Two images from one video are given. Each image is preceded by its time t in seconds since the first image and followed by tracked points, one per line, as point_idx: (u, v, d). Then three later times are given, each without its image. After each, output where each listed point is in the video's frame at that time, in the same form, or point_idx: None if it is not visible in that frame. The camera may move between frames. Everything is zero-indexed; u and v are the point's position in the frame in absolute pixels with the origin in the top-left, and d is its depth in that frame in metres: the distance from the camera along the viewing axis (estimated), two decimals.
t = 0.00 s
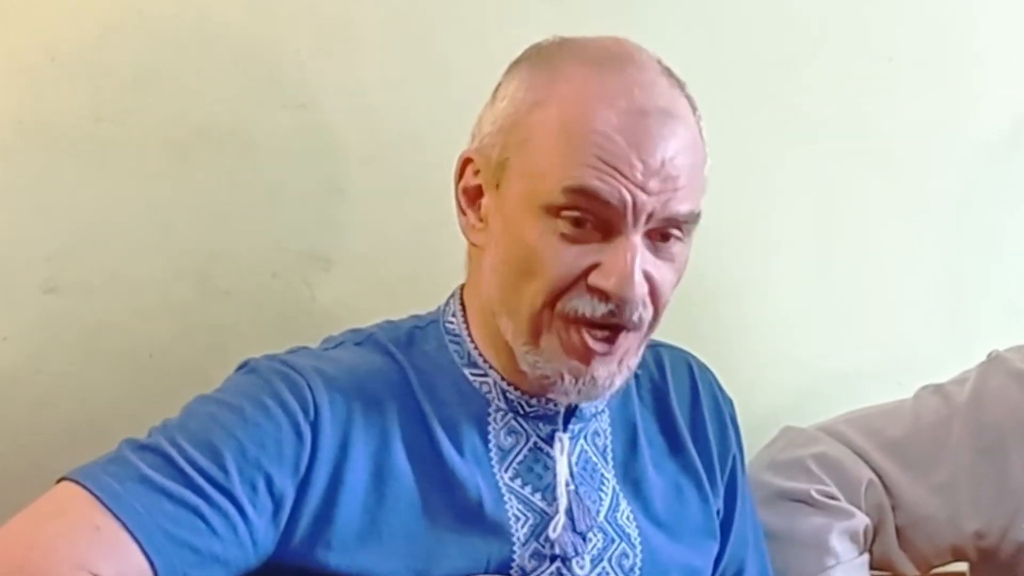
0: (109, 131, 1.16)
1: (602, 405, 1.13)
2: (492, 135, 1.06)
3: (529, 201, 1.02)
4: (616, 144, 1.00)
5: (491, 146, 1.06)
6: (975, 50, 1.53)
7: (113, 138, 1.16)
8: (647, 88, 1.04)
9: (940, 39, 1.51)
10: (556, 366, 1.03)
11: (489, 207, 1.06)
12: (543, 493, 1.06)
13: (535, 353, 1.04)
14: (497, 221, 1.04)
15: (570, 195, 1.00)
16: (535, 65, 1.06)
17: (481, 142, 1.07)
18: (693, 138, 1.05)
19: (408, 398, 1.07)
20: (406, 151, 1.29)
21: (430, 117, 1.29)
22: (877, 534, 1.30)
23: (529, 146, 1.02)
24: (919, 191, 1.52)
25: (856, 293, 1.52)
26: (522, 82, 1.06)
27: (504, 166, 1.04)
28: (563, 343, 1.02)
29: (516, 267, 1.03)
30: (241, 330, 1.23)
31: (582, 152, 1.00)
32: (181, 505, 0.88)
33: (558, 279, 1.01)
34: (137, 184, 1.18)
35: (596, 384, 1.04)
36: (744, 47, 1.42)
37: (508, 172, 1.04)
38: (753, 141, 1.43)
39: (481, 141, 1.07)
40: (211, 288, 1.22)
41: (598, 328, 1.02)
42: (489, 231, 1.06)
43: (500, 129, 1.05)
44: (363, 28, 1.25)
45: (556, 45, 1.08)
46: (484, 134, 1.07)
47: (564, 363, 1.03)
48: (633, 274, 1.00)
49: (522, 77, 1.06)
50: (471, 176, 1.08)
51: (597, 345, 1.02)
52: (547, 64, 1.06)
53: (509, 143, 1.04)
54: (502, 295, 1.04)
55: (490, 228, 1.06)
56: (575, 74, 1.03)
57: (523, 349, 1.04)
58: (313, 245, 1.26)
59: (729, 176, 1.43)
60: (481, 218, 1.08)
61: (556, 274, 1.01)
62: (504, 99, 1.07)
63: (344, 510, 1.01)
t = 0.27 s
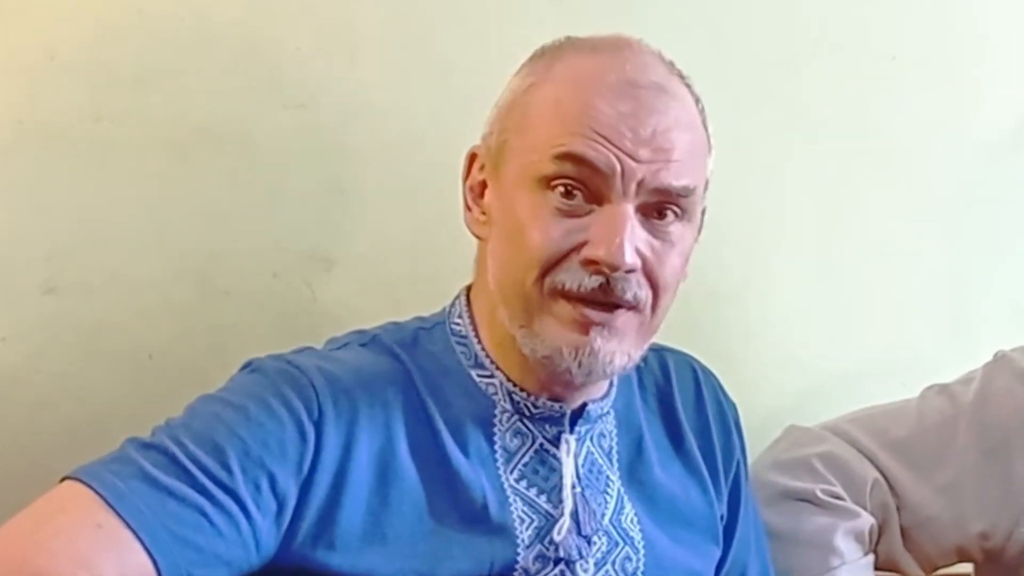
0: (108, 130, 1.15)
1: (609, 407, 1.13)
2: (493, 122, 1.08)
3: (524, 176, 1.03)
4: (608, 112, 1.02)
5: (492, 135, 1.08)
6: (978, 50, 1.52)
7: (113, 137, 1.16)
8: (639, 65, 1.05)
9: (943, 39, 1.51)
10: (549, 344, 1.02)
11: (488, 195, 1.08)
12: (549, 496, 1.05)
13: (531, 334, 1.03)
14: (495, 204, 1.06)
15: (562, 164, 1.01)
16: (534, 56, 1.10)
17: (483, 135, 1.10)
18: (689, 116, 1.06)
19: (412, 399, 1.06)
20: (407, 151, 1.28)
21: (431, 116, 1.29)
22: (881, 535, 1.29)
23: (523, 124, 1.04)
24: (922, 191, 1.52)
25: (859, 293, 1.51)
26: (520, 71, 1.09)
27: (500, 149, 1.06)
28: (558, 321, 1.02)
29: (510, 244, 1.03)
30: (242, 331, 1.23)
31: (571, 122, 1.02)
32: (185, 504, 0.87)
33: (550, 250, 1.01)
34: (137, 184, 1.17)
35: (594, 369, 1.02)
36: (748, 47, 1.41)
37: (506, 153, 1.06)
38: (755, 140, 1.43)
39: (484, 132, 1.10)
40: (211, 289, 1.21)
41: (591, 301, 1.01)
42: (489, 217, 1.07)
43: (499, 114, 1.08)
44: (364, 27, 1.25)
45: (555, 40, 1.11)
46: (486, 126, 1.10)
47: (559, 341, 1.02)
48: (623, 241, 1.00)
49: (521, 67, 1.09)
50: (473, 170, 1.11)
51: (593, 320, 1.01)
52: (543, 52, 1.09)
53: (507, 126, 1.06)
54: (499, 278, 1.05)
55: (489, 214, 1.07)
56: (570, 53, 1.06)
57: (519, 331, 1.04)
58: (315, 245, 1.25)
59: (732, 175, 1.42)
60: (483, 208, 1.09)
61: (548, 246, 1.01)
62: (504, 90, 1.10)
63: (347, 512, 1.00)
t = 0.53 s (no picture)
0: (108, 130, 1.15)
1: (611, 408, 1.12)
2: (491, 119, 1.08)
3: (521, 170, 1.03)
4: (604, 104, 1.01)
5: (490, 131, 1.08)
6: (981, 50, 1.52)
7: (113, 137, 1.15)
8: (636, 58, 1.05)
9: (946, 39, 1.50)
10: (548, 339, 1.01)
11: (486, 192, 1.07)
12: (550, 498, 1.05)
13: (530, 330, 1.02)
14: (492, 200, 1.05)
15: (558, 158, 1.01)
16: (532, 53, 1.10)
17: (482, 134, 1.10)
18: (687, 109, 1.05)
19: (413, 400, 1.05)
20: (408, 151, 1.27)
21: (433, 116, 1.28)
22: (887, 536, 1.29)
23: (520, 119, 1.04)
24: (925, 191, 1.51)
25: (862, 294, 1.50)
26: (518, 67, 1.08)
27: (497, 145, 1.06)
28: (556, 316, 1.01)
29: (507, 239, 1.03)
30: (242, 331, 1.22)
31: (566, 115, 1.01)
32: (184, 503, 0.86)
33: (546, 243, 1.00)
34: (137, 184, 1.16)
35: (593, 363, 1.01)
36: (750, 46, 1.41)
37: (503, 149, 1.05)
38: (758, 141, 1.42)
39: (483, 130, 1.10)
40: (211, 289, 1.20)
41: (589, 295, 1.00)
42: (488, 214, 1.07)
43: (497, 111, 1.07)
44: (365, 27, 1.24)
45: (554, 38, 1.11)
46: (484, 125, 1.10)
47: (557, 336, 1.01)
48: (619, 233, 1.00)
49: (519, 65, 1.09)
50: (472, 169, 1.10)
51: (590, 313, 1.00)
52: (540, 49, 1.08)
53: (504, 122, 1.06)
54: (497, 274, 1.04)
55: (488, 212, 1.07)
56: (566, 48, 1.06)
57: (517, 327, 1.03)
58: (315, 246, 1.24)
59: (735, 175, 1.42)
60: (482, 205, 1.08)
61: (544, 239, 1.00)
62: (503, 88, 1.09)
63: (348, 512, 0.99)
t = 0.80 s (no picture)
0: (107, 130, 1.14)
1: (613, 410, 1.11)
2: (492, 123, 1.07)
3: (522, 179, 1.02)
4: (606, 113, 1.00)
5: (490, 135, 1.07)
6: (984, 49, 1.51)
7: (113, 137, 1.14)
8: (638, 64, 1.04)
9: (948, 37, 1.49)
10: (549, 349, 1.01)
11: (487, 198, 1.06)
12: (552, 499, 1.04)
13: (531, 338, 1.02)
14: (493, 207, 1.05)
15: (559, 168, 1.00)
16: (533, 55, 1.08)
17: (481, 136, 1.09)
18: (689, 115, 1.04)
19: (414, 401, 1.05)
20: (408, 151, 1.26)
21: (434, 116, 1.27)
22: (891, 537, 1.28)
23: (522, 126, 1.03)
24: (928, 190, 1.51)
25: (865, 294, 1.50)
26: (519, 70, 1.07)
27: (498, 152, 1.05)
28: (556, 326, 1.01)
29: (508, 248, 1.02)
30: (241, 332, 1.21)
31: (568, 125, 1.00)
32: (187, 505, 0.86)
33: (547, 255, 1.00)
34: (136, 184, 1.15)
35: (593, 372, 1.01)
36: (752, 45, 1.40)
37: (504, 155, 1.04)
38: (759, 140, 1.42)
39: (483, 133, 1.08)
40: (211, 290, 1.19)
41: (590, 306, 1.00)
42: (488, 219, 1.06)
43: (498, 115, 1.06)
44: (366, 27, 1.23)
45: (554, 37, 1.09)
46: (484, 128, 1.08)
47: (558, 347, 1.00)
48: (621, 244, 0.99)
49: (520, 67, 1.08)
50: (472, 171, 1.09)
51: (592, 323, 1.00)
52: (543, 52, 1.07)
53: (505, 127, 1.05)
54: (498, 282, 1.03)
55: (489, 218, 1.06)
56: (568, 53, 1.04)
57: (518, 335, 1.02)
58: (315, 245, 1.23)
59: (737, 175, 1.41)
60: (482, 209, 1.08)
61: (546, 250, 1.00)
62: (503, 90, 1.08)
63: (350, 514, 0.98)
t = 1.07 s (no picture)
0: (106, 129, 1.13)
1: (616, 411, 1.11)
2: (491, 123, 1.06)
3: (524, 180, 1.01)
4: (607, 113, 0.99)
5: (490, 136, 1.06)
6: (987, 47, 1.51)
7: (112, 137, 1.14)
8: (638, 63, 1.03)
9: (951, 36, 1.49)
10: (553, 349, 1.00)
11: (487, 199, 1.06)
12: (554, 500, 1.03)
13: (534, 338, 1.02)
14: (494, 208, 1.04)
15: (563, 169, 0.99)
16: (531, 54, 1.07)
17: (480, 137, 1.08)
18: (690, 113, 1.04)
19: (414, 402, 1.04)
20: (408, 150, 1.26)
21: (435, 116, 1.27)
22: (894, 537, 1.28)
23: (524, 126, 1.02)
24: (931, 190, 1.50)
25: (869, 295, 1.49)
26: (518, 70, 1.06)
27: (499, 152, 1.04)
28: (560, 327, 1.00)
29: (510, 249, 1.02)
30: (241, 333, 1.20)
31: (570, 125, 1.00)
32: (186, 503, 0.85)
33: (549, 256, 0.99)
34: (136, 184, 1.15)
35: (597, 371, 1.01)
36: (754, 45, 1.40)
37: (506, 156, 1.04)
38: (761, 140, 1.41)
39: (482, 133, 1.08)
40: (210, 290, 1.19)
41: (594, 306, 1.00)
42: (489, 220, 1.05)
43: (499, 116, 1.05)
44: (368, 27, 1.23)
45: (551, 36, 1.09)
46: (484, 128, 1.08)
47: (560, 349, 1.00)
48: (625, 245, 0.99)
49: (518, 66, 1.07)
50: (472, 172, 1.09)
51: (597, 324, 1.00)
52: (540, 51, 1.06)
53: (506, 128, 1.04)
54: (499, 283, 1.03)
55: (491, 220, 1.05)
56: (568, 53, 1.04)
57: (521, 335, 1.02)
58: (315, 246, 1.23)
59: (740, 175, 1.41)
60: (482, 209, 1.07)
61: (548, 251, 0.99)
62: (502, 89, 1.07)
63: (350, 514, 0.98)
